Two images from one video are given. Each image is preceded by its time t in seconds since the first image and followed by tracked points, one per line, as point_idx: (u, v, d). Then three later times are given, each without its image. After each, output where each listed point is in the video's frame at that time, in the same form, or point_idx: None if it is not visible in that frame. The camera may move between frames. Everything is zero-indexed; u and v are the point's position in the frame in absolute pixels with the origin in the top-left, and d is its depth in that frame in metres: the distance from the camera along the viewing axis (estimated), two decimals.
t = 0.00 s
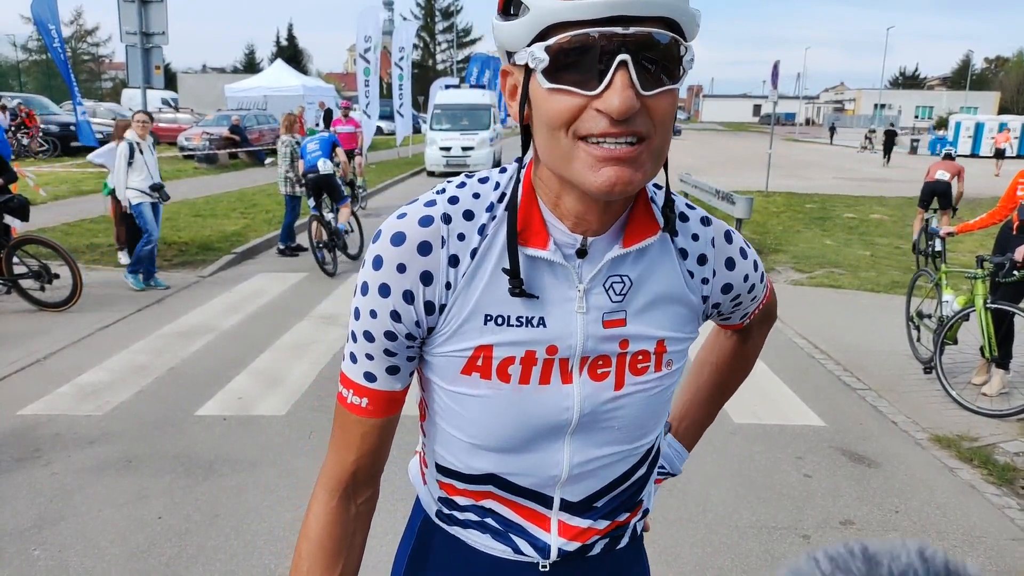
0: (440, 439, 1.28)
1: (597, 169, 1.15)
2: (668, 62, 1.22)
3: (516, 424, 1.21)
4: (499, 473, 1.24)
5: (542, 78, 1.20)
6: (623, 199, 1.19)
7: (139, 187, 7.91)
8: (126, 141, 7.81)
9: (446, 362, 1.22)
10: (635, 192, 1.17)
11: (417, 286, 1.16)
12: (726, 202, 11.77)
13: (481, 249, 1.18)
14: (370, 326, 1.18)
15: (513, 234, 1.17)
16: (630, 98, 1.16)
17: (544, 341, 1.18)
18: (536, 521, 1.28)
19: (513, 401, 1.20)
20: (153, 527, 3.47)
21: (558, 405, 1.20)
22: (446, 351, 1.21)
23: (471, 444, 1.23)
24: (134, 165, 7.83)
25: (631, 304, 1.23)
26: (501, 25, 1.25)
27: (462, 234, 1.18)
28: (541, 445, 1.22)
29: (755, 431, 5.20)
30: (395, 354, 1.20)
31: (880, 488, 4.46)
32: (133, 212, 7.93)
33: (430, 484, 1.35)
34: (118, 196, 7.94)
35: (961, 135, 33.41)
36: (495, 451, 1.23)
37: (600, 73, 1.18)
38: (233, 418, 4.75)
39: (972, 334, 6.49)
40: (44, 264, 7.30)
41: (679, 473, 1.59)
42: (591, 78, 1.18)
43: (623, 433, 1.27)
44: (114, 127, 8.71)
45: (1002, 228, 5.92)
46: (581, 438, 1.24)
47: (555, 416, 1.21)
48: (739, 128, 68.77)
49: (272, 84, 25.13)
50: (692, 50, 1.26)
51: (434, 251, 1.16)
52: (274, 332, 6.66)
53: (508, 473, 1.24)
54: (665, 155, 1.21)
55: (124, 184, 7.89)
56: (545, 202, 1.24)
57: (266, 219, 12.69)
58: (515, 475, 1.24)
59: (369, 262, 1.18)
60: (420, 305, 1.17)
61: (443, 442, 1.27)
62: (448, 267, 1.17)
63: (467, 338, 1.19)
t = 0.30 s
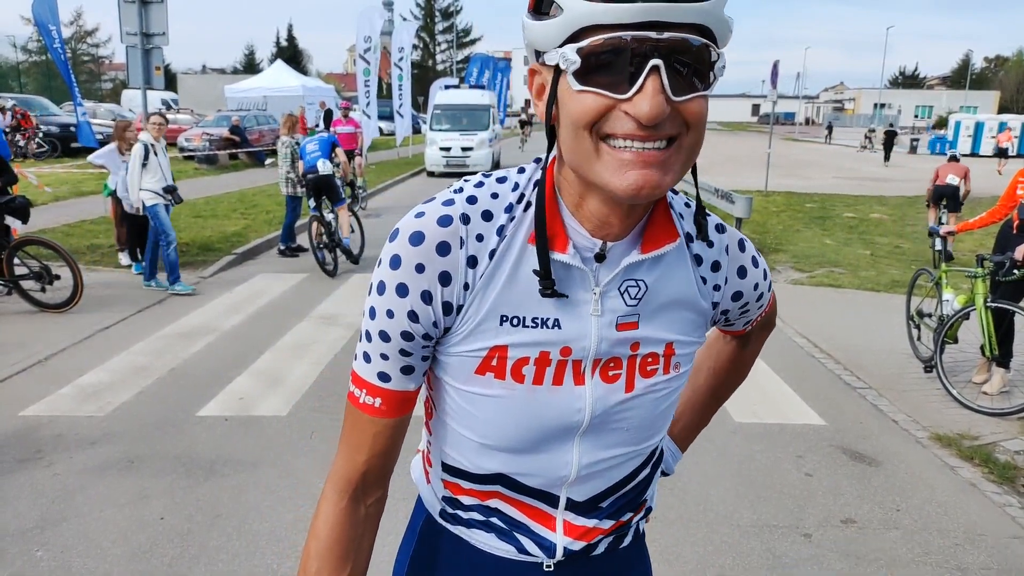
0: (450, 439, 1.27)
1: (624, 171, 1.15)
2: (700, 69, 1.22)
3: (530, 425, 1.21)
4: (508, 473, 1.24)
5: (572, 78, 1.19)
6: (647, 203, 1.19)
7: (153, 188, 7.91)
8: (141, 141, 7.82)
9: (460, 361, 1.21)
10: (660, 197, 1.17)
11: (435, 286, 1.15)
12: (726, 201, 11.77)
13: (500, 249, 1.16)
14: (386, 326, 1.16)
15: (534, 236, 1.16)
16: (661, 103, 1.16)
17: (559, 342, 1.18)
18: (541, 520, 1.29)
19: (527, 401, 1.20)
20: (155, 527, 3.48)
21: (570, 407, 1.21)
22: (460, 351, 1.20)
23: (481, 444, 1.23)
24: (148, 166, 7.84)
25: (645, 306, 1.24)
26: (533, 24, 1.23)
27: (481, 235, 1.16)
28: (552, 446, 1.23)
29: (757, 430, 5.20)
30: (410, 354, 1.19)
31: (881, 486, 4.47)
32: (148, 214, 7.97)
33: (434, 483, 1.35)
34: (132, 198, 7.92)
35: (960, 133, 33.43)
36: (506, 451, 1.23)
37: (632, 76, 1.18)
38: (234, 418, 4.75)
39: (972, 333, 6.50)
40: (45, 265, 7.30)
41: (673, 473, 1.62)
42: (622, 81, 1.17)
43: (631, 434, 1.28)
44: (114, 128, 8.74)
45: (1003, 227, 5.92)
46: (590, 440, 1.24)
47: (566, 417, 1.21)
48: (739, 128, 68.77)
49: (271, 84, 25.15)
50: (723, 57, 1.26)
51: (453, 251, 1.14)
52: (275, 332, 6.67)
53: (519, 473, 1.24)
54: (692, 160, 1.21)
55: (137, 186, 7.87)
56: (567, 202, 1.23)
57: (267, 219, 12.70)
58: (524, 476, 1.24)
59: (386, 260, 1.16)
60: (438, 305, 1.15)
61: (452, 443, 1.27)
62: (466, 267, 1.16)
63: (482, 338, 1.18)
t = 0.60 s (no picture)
0: (445, 434, 1.26)
1: (607, 161, 1.14)
2: (690, 57, 1.21)
3: (524, 419, 1.20)
4: (503, 468, 1.24)
5: (555, 69, 1.19)
6: (634, 194, 1.18)
7: (167, 191, 7.92)
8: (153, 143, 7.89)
9: (454, 355, 1.20)
10: (646, 187, 1.16)
11: (431, 279, 1.14)
12: (725, 201, 11.77)
13: (495, 242, 1.15)
14: (381, 320, 1.15)
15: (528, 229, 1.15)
16: (642, 91, 1.15)
17: (554, 334, 1.17)
18: (536, 516, 1.28)
19: (522, 395, 1.19)
20: (151, 526, 3.47)
21: (566, 400, 1.20)
22: (455, 345, 1.19)
23: (476, 439, 1.22)
24: (161, 168, 7.88)
25: (641, 299, 1.23)
26: (522, 16, 1.24)
27: (476, 228, 1.15)
28: (546, 441, 1.22)
29: (755, 429, 5.19)
30: (406, 348, 1.18)
31: (879, 485, 4.46)
32: (163, 217, 7.99)
33: (428, 479, 1.34)
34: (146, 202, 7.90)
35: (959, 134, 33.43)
36: (500, 445, 1.22)
37: (615, 64, 1.17)
38: (232, 417, 4.74)
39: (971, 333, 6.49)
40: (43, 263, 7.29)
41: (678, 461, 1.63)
42: (604, 70, 1.17)
43: (626, 429, 1.27)
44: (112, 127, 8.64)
45: (1001, 226, 5.91)
46: (585, 434, 1.23)
47: (562, 410, 1.20)
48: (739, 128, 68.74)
49: (271, 84, 25.16)
50: (714, 45, 1.25)
51: (448, 243, 1.13)
52: (273, 330, 6.66)
53: (513, 468, 1.23)
54: (680, 150, 1.19)
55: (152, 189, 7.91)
56: (558, 194, 1.21)
57: (266, 218, 12.69)
58: (519, 471, 1.23)
59: (382, 252, 1.14)
60: (433, 299, 1.14)
61: (447, 437, 1.26)
62: (462, 260, 1.14)
63: (478, 331, 1.17)
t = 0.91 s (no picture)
0: (421, 429, 1.27)
1: (556, 151, 1.15)
2: (632, 41, 1.21)
3: (495, 411, 1.21)
4: (481, 462, 1.24)
5: (499, 64, 1.21)
6: (588, 182, 1.19)
7: (184, 190, 7.92)
8: (169, 143, 7.98)
9: (426, 351, 1.21)
10: (597, 174, 1.17)
11: (396, 276, 1.15)
12: (724, 200, 11.77)
13: (460, 238, 1.17)
14: (349, 318, 1.17)
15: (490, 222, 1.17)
16: (583, 80, 1.16)
17: (523, 327, 1.19)
18: (517, 509, 1.29)
19: (493, 387, 1.20)
20: (146, 524, 3.48)
21: (538, 392, 1.20)
22: (426, 340, 1.20)
23: (451, 433, 1.23)
24: (177, 168, 7.91)
25: (610, 287, 1.24)
26: (468, 13, 1.26)
27: (440, 224, 1.17)
28: (521, 433, 1.23)
29: (750, 428, 5.20)
30: (375, 345, 1.19)
31: (875, 484, 4.47)
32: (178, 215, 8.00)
33: (409, 475, 1.35)
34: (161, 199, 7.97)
35: (960, 133, 33.41)
36: (474, 439, 1.23)
37: (555, 55, 1.18)
38: (228, 415, 4.75)
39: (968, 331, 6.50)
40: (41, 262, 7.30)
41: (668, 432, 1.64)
42: (546, 62, 1.18)
43: (603, 418, 1.28)
44: (112, 126, 8.73)
45: (997, 225, 5.92)
46: (561, 425, 1.24)
47: (535, 402, 1.21)
48: (739, 127, 68.72)
49: (271, 83, 25.15)
50: (658, 28, 1.25)
51: (412, 240, 1.15)
52: (271, 329, 6.68)
53: (489, 461, 1.24)
54: (630, 137, 1.20)
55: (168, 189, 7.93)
56: (519, 187, 1.23)
57: (264, 217, 12.70)
58: (497, 464, 1.24)
59: (347, 252, 1.16)
60: (399, 295, 1.16)
61: (423, 432, 1.27)
62: (426, 256, 1.16)
63: (446, 326, 1.19)
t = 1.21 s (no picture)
0: (398, 422, 1.29)
1: (525, 143, 1.17)
2: (594, 35, 1.24)
3: (471, 402, 1.22)
4: (458, 454, 1.26)
5: (465, 58, 1.22)
6: (557, 173, 1.20)
7: (196, 191, 7.91)
8: (184, 142, 7.91)
9: (399, 344, 1.23)
10: (567, 165, 1.18)
11: (366, 270, 1.17)
12: (722, 199, 11.78)
13: (429, 231, 1.19)
14: (321, 312, 1.18)
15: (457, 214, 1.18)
16: (550, 72, 1.17)
17: (495, 318, 1.20)
18: (496, 500, 1.30)
19: (468, 378, 1.21)
20: (141, 521, 3.49)
21: (512, 381, 1.22)
22: (398, 334, 1.22)
23: (427, 426, 1.25)
24: (191, 168, 7.88)
25: (581, 275, 1.26)
26: (429, 12, 1.27)
27: (409, 218, 1.18)
28: (497, 423, 1.24)
29: (746, 427, 5.20)
30: (347, 339, 1.21)
31: (870, 483, 4.48)
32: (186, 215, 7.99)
33: (389, 468, 1.37)
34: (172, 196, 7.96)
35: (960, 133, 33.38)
36: (450, 431, 1.24)
37: (520, 49, 1.20)
38: (224, 413, 4.76)
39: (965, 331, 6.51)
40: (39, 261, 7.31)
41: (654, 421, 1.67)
42: (512, 56, 1.20)
43: (580, 407, 1.29)
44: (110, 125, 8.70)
45: (995, 224, 5.92)
46: (537, 415, 1.26)
47: (509, 392, 1.22)
48: (740, 127, 68.70)
49: (270, 83, 25.15)
50: (618, 22, 1.28)
51: (382, 234, 1.16)
52: (268, 328, 6.69)
53: (466, 453, 1.26)
54: (596, 128, 1.22)
55: (181, 188, 7.90)
56: (488, 182, 1.25)
57: (263, 217, 12.71)
58: (474, 455, 1.26)
59: (318, 248, 1.18)
60: (370, 289, 1.17)
61: (400, 425, 1.29)
62: (396, 250, 1.18)
63: (418, 319, 1.20)
